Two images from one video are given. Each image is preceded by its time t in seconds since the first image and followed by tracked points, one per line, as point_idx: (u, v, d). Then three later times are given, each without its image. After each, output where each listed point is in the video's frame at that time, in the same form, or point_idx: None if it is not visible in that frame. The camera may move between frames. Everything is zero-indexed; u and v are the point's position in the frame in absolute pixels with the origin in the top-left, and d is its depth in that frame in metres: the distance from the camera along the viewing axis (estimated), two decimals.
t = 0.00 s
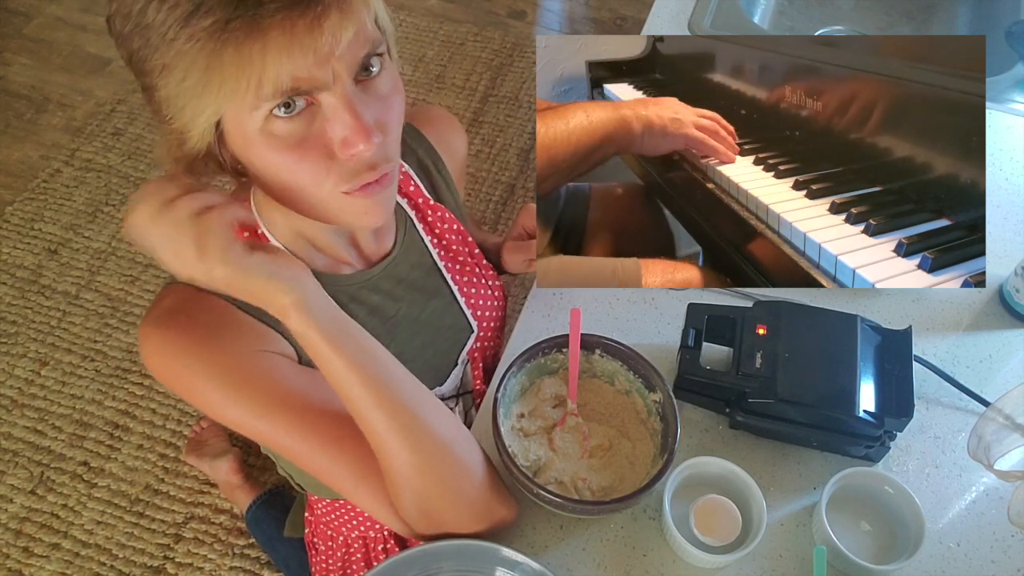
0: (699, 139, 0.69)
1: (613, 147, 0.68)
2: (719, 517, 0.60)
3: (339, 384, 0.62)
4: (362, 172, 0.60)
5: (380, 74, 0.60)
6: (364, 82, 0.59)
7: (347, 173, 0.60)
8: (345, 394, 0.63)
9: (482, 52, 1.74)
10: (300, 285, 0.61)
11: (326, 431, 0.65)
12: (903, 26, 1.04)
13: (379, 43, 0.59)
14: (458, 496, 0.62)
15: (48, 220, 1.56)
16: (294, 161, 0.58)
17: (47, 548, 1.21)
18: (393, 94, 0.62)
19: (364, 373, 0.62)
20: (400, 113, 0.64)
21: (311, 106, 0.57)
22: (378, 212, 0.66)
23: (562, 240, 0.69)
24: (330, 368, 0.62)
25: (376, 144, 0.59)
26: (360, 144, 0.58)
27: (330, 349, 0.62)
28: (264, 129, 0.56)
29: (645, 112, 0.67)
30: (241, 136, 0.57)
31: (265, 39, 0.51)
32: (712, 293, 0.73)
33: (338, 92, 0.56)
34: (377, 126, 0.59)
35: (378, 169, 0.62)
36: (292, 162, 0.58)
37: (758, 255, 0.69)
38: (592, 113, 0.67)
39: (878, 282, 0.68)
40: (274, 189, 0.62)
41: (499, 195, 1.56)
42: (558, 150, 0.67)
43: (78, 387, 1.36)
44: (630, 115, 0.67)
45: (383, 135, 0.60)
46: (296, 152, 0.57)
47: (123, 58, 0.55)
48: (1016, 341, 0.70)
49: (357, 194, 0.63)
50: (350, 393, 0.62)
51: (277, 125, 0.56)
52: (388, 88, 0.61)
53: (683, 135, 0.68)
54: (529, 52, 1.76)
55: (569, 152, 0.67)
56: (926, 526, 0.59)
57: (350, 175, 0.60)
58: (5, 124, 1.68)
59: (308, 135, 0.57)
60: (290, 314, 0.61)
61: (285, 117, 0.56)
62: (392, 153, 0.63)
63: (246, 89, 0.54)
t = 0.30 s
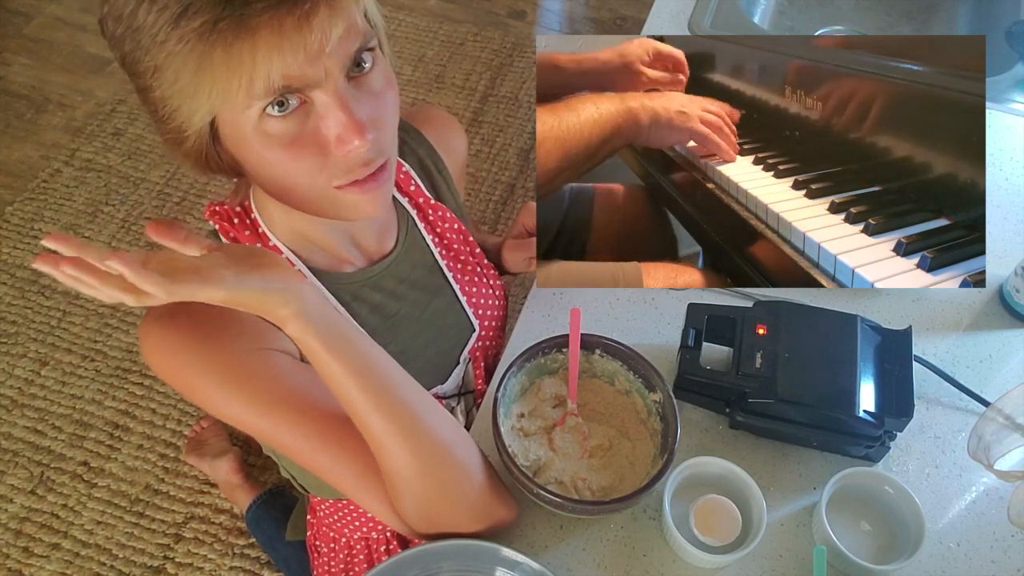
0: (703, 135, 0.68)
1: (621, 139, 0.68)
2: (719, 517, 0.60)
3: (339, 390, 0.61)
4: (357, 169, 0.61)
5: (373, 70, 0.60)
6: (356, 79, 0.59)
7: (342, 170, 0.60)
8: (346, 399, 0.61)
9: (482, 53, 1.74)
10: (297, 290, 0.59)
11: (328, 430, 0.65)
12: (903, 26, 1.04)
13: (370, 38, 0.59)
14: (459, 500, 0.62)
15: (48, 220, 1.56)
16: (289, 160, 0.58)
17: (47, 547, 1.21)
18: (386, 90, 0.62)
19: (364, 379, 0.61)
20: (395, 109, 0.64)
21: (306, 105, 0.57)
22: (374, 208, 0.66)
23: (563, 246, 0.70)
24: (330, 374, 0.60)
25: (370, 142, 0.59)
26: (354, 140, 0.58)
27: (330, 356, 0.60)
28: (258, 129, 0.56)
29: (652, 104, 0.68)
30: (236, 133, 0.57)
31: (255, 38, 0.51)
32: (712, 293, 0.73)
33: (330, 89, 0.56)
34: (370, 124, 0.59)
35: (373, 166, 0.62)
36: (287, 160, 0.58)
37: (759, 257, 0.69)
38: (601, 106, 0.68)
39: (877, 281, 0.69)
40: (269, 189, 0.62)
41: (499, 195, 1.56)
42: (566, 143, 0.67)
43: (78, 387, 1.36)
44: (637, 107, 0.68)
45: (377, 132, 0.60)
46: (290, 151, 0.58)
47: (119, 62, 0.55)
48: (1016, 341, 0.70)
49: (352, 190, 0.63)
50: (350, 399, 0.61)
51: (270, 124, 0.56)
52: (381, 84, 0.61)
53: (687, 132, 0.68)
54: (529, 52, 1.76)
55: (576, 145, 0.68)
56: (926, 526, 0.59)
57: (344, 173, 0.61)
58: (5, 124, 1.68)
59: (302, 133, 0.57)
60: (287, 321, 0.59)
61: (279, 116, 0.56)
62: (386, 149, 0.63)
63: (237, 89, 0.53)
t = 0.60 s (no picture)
0: (706, 131, 0.69)
1: (629, 136, 0.68)
2: (719, 517, 0.60)
3: (337, 396, 0.59)
4: (354, 169, 0.61)
5: (372, 69, 0.60)
6: (353, 79, 0.58)
7: (338, 169, 0.60)
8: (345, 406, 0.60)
9: (482, 52, 1.74)
10: (296, 296, 0.56)
11: (328, 429, 0.64)
12: (903, 26, 1.04)
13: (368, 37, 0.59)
14: (457, 506, 0.62)
15: (48, 220, 1.56)
16: (286, 160, 0.58)
17: (47, 548, 1.21)
18: (385, 89, 0.62)
19: (364, 387, 0.59)
20: (396, 108, 0.64)
21: (302, 104, 0.57)
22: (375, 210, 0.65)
23: (565, 249, 0.69)
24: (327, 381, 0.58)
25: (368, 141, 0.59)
26: (350, 140, 0.58)
27: (327, 363, 0.58)
28: (254, 128, 0.56)
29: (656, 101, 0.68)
30: (232, 133, 0.57)
31: (247, 39, 0.51)
32: (712, 293, 0.72)
33: (325, 88, 0.56)
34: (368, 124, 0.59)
35: (372, 165, 0.62)
36: (285, 161, 0.58)
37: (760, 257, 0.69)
38: (605, 104, 0.67)
39: (877, 282, 0.69)
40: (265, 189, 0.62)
41: (500, 195, 1.56)
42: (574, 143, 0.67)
43: (78, 387, 1.36)
44: (642, 103, 0.68)
45: (374, 132, 0.60)
46: (286, 151, 0.58)
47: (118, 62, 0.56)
48: (1016, 341, 0.70)
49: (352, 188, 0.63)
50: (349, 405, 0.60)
51: (266, 124, 0.56)
52: (379, 84, 0.61)
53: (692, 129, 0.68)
54: (529, 52, 1.76)
55: (581, 142, 0.67)
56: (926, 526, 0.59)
57: (342, 172, 0.60)
58: (5, 124, 1.68)
59: (298, 133, 0.57)
60: (285, 327, 0.56)
61: (274, 115, 0.56)
62: (386, 148, 0.63)
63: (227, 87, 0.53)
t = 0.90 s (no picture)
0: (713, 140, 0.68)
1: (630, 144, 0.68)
2: (719, 517, 0.60)
3: (340, 405, 0.58)
4: (359, 175, 0.60)
5: (382, 78, 0.60)
6: (360, 86, 0.58)
7: (343, 176, 0.60)
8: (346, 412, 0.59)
9: (482, 52, 1.74)
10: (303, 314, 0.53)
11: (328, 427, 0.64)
12: (903, 26, 1.04)
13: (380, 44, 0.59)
14: (452, 512, 0.62)
15: (48, 220, 1.56)
16: (290, 162, 0.58)
17: (47, 548, 1.21)
18: (396, 97, 0.62)
19: (367, 396, 0.58)
20: (406, 117, 0.64)
21: (307, 108, 0.56)
22: (380, 217, 0.65)
23: (566, 252, 0.70)
24: (331, 391, 0.57)
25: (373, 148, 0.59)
26: (354, 147, 0.58)
27: (332, 374, 0.56)
28: (260, 131, 0.56)
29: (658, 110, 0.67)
30: (237, 133, 0.57)
31: (252, 35, 0.51)
32: (711, 293, 0.73)
33: (331, 92, 0.56)
34: (375, 131, 0.59)
35: (377, 174, 0.62)
36: (290, 164, 0.58)
37: (759, 256, 0.69)
38: (600, 117, 0.67)
39: (877, 282, 0.69)
40: (272, 193, 0.62)
41: (500, 195, 1.56)
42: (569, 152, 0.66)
43: (78, 387, 1.36)
44: (642, 118, 0.67)
45: (380, 140, 0.60)
46: (290, 154, 0.58)
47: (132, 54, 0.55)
48: (1016, 341, 0.70)
49: (360, 198, 0.63)
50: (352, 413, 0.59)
51: (273, 126, 0.56)
52: (388, 93, 0.61)
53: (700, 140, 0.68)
54: (529, 52, 1.76)
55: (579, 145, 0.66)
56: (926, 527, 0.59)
57: (346, 179, 0.60)
58: (6, 124, 1.68)
59: (303, 137, 0.57)
60: (292, 340, 0.54)
61: (282, 118, 0.56)
62: (394, 156, 0.63)
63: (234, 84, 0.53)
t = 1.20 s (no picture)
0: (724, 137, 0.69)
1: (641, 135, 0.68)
2: (719, 517, 0.60)
3: (361, 408, 0.53)
4: (358, 179, 0.60)
5: (399, 84, 0.60)
6: (372, 90, 0.58)
7: (342, 178, 0.59)
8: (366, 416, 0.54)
9: (482, 52, 1.74)
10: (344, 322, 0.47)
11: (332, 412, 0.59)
12: (903, 26, 1.04)
13: (399, 49, 0.59)
14: (455, 514, 0.60)
15: (48, 220, 1.56)
16: (293, 157, 0.58)
17: (47, 547, 1.21)
18: (410, 103, 0.62)
19: (394, 403, 0.54)
20: (417, 124, 0.64)
21: (313, 106, 0.56)
22: (382, 221, 0.65)
23: (567, 251, 0.70)
24: (355, 395, 0.52)
25: (374, 153, 0.59)
26: (356, 150, 0.58)
27: (361, 377, 0.51)
28: (267, 120, 0.56)
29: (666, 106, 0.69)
30: (245, 119, 0.57)
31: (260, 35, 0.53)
32: (712, 294, 0.72)
33: (338, 93, 0.56)
34: (379, 136, 0.59)
35: (377, 178, 0.61)
36: (293, 159, 0.58)
37: (757, 256, 0.69)
38: (641, 85, 0.69)
39: (878, 282, 0.69)
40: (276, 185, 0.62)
41: (500, 195, 1.56)
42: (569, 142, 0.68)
43: (78, 387, 1.36)
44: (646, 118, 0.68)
45: (384, 145, 0.60)
46: (293, 147, 0.57)
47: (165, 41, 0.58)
48: (1016, 341, 0.70)
49: (360, 201, 0.62)
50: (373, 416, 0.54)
51: (279, 119, 0.56)
52: (403, 99, 0.60)
53: (704, 135, 0.69)
54: (529, 52, 1.76)
55: (580, 136, 0.68)
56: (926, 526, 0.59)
57: (345, 183, 0.60)
58: (6, 124, 1.68)
59: (305, 135, 0.57)
60: (325, 346, 0.48)
61: (289, 112, 0.56)
62: (397, 164, 0.62)
63: (242, 74, 0.54)
